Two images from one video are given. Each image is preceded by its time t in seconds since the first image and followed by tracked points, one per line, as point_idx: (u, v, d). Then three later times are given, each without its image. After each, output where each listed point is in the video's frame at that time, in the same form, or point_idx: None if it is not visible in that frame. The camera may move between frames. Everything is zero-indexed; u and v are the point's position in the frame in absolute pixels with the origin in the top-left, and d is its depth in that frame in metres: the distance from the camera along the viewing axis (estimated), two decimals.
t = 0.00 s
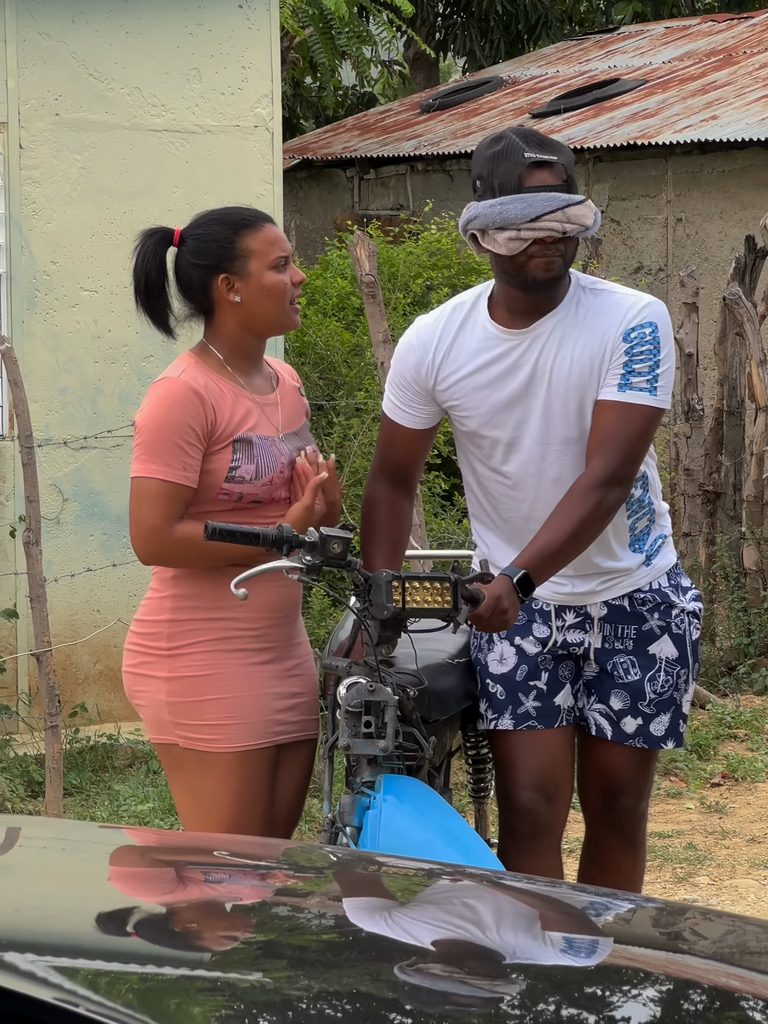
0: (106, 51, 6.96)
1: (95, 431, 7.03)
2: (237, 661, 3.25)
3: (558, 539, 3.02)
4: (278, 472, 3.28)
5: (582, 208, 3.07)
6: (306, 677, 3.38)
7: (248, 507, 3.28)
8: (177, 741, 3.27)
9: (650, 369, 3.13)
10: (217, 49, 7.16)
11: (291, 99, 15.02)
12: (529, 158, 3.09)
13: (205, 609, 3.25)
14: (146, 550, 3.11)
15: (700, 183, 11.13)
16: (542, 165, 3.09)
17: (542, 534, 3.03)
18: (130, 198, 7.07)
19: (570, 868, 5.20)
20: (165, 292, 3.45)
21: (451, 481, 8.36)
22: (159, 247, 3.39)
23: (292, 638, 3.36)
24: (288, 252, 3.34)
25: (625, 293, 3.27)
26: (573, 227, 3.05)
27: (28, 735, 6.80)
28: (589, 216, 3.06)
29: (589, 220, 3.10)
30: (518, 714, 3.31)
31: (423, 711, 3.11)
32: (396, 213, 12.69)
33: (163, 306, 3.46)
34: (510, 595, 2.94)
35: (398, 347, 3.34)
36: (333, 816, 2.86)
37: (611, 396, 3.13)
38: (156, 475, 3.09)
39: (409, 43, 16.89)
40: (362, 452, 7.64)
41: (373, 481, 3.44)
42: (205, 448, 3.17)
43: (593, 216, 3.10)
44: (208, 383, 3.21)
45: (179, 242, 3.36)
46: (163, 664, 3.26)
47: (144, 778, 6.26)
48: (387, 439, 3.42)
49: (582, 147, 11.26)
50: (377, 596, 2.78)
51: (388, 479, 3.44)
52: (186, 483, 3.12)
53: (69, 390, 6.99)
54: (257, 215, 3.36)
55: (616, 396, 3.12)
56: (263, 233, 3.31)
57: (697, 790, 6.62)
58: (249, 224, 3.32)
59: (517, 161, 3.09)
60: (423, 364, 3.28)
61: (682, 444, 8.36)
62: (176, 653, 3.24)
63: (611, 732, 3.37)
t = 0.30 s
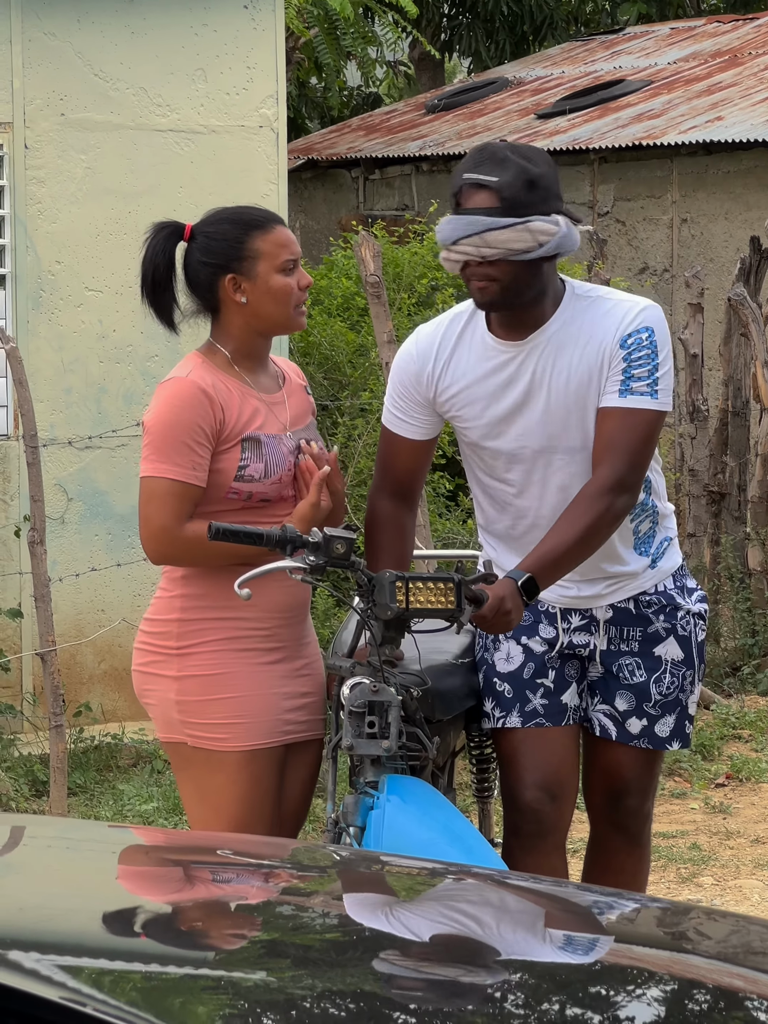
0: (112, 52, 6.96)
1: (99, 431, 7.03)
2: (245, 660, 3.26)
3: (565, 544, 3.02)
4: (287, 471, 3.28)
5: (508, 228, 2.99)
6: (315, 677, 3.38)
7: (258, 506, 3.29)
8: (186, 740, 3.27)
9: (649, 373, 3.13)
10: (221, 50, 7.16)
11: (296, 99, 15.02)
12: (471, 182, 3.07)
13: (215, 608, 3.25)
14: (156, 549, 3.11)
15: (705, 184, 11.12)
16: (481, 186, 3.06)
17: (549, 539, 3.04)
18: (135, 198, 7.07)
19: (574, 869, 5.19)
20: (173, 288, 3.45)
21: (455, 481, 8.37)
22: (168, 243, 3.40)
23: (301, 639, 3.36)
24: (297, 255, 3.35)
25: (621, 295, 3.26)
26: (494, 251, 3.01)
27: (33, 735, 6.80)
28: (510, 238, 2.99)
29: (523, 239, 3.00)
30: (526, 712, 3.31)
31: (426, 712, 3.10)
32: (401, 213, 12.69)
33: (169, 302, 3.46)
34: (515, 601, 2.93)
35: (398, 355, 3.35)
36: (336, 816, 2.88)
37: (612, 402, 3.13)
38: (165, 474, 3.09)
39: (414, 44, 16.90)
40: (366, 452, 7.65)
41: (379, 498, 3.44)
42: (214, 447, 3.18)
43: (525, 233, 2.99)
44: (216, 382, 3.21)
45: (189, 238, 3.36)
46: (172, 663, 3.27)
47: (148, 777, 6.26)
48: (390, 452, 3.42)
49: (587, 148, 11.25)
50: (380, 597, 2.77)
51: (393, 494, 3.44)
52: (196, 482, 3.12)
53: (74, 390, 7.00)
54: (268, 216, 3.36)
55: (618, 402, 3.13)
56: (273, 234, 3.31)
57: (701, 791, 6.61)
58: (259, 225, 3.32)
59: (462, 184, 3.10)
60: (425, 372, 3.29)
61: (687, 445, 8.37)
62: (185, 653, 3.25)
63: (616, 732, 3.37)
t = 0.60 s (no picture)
0: (109, 48, 6.96)
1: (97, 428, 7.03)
2: (246, 655, 3.26)
3: (573, 536, 3.01)
4: (285, 465, 3.28)
5: (481, 200, 3.09)
6: (317, 674, 3.37)
7: (256, 502, 3.28)
8: (187, 736, 3.28)
9: (645, 364, 3.12)
10: (219, 46, 7.16)
11: (294, 95, 15.00)
12: (459, 155, 3.18)
13: (215, 605, 3.25)
14: (155, 547, 3.11)
15: (703, 181, 11.12)
16: (466, 160, 3.16)
17: (557, 532, 3.02)
18: (133, 194, 7.06)
19: (570, 865, 5.21)
20: (192, 264, 3.47)
21: (453, 478, 8.37)
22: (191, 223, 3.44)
23: (301, 634, 3.36)
24: (299, 269, 3.29)
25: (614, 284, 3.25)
26: (468, 221, 3.11)
27: (29, 732, 6.81)
28: (482, 210, 3.09)
29: (495, 210, 3.08)
30: (515, 708, 3.31)
31: (424, 707, 3.10)
32: (398, 210, 12.69)
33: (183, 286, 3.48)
34: (528, 591, 2.92)
35: (403, 336, 3.38)
36: (333, 812, 2.88)
37: (609, 393, 3.12)
38: (160, 474, 3.09)
39: (412, 40, 16.88)
40: (364, 449, 7.65)
41: (385, 481, 3.50)
42: (211, 443, 3.18)
43: (497, 205, 3.08)
44: (211, 379, 3.21)
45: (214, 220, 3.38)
46: (174, 659, 3.27)
47: (145, 774, 6.27)
48: (398, 436, 3.47)
49: (585, 144, 11.24)
50: (377, 593, 2.79)
51: (399, 478, 3.49)
52: (194, 478, 3.12)
53: (71, 386, 7.00)
54: (287, 226, 3.32)
55: (615, 393, 3.11)
56: (275, 245, 3.26)
57: (698, 787, 6.62)
58: (262, 230, 3.27)
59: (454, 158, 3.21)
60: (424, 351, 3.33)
61: (684, 442, 8.37)
62: (186, 649, 3.26)
63: (608, 727, 3.36)
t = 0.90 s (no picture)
0: (109, 42, 6.95)
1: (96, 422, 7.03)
2: (243, 650, 3.26)
3: (676, 519, 3.06)
4: (281, 461, 3.27)
5: (466, 190, 3.15)
6: (316, 667, 3.37)
7: (252, 496, 3.29)
8: (184, 729, 3.29)
9: (671, 342, 3.11)
10: (219, 40, 7.15)
11: (293, 89, 14.99)
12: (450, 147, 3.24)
13: (211, 599, 3.26)
14: (145, 539, 3.12)
15: (702, 176, 11.12)
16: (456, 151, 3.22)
17: (657, 521, 3.07)
18: (132, 188, 7.06)
19: (569, 860, 5.21)
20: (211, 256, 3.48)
21: (452, 472, 8.37)
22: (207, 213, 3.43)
23: (300, 629, 3.36)
24: (305, 274, 3.28)
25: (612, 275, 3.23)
26: (452, 211, 3.18)
27: (28, 726, 6.81)
28: (466, 199, 3.15)
29: (478, 200, 3.14)
30: (513, 702, 3.31)
31: (422, 702, 3.10)
32: (398, 204, 12.69)
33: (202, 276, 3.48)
34: (639, 581, 2.98)
35: (402, 335, 3.38)
36: (330, 806, 2.89)
37: (653, 385, 3.11)
38: (152, 465, 3.09)
39: (411, 34, 16.88)
40: (363, 442, 7.65)
41: (375, 461, 3.53)
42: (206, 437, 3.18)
43: (480, 195, 3.14)
44: (211, 372, 3.21)
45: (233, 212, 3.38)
46: (171, 652, 3.28)
47: (144, 768, 6.28)
48: (392, 420, 3.50)
49: (584, 139, 11.24)
50: (376, 587, 2.81)
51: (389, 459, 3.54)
52: (186, 472, 3.12)
53: (70, 380, 6.99)
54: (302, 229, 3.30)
55: (658, 383, 3.10)
56: (285, 247, 3.26)
57: (697, 782, 6.63)
58: (272, 231, 3.27)
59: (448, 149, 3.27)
60: (426, 359, 3.34)
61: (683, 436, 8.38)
62: (183, 642, 3.26)
63: (605, 723, 3.36)
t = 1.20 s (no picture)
0: (106, 32, 6.94)
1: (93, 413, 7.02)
2: (239, 640, 3.27)
3: (665, 532, 3.10)
4: (278, 453, 3.28)
5: (469, 185, 3.11)
6: (312, 659, 3.37)
7: (248, 489, 3.29)
8: (179, 719, 3.29)
9: (664, 346, 3.13)
10: (216, 30, 7.14)
11: (290, 80, 14.96)
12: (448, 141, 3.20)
13: (207, 590, 3.26)
14: (141, 531, 3.12)
15: (700, 167, 11.10)
16: (455, 144, 3.18)
17: (644, 536, 3.11)
18: (129, 179, 7.05)
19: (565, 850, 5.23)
20: (192, 256, 3.46)
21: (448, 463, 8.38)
22: (190, 211, 3.39)
23: (296, 619, 3.36)
24: (305, 256, 3.31)
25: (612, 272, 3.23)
26: (453, 206, 3.13)
27: (24, 717, 6.81)
28: (468, 194, 3.11)
29: (481, 196, 3.11)
30: (513, 692, 3.32)
31: (419, 692, 3.11)
32: (395, 195, 12.68)
33: (184, 271, 3.47)
34: (644, 599, 2.99)
35: (397, 330, 3.38)
36: (328, 797, 2.90)
37: (639, 388, 3.13)
38: (151, 457, 3.09)
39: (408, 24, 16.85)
40: (359, 433, 7.64)
41: (372, 464, 3.51)
42: (203, 430, 3.18)
43: (483, 191, 3.11)
44: (207, 365, 3.21)
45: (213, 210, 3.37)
46: (167, 642, 3.29)
47: (140, 758, 6.29)
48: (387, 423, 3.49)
49: (581, 130, 11.22)
50: (373, 578, 2.82)
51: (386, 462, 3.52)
52: (183, 465, 3.12)
53: (67, 371, 6.98)
54: (290, 212, 3.33)
55: (645, 386, 3.13)
56: (286, 231, 3.28)
57: (693, 773, 6.64)
58: (274, 217, 3.29)
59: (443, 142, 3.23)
60: (423, 359, 3.34)
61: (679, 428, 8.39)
62: (179, 633, 3.27)
63: (607, 713, 3.36)
